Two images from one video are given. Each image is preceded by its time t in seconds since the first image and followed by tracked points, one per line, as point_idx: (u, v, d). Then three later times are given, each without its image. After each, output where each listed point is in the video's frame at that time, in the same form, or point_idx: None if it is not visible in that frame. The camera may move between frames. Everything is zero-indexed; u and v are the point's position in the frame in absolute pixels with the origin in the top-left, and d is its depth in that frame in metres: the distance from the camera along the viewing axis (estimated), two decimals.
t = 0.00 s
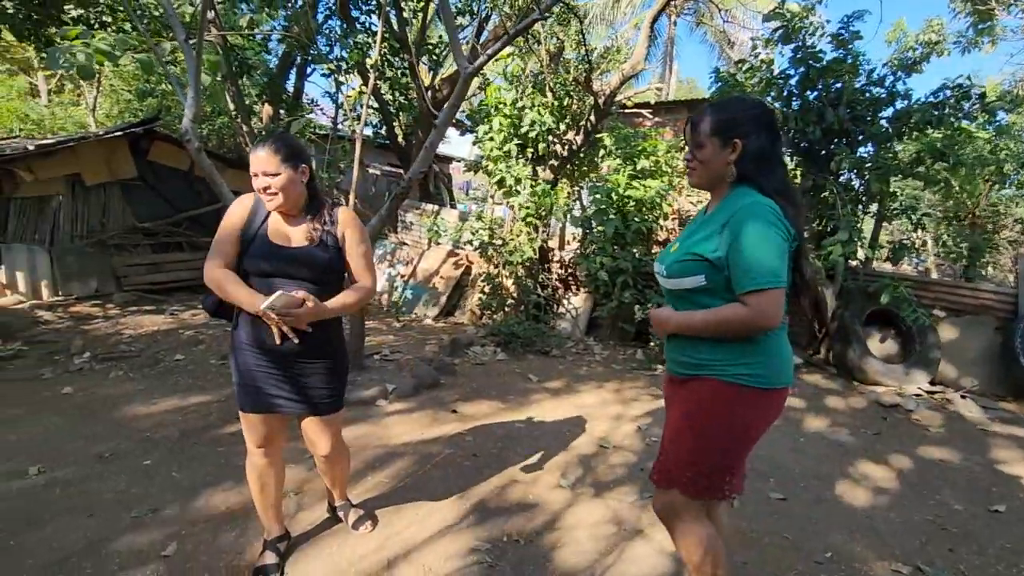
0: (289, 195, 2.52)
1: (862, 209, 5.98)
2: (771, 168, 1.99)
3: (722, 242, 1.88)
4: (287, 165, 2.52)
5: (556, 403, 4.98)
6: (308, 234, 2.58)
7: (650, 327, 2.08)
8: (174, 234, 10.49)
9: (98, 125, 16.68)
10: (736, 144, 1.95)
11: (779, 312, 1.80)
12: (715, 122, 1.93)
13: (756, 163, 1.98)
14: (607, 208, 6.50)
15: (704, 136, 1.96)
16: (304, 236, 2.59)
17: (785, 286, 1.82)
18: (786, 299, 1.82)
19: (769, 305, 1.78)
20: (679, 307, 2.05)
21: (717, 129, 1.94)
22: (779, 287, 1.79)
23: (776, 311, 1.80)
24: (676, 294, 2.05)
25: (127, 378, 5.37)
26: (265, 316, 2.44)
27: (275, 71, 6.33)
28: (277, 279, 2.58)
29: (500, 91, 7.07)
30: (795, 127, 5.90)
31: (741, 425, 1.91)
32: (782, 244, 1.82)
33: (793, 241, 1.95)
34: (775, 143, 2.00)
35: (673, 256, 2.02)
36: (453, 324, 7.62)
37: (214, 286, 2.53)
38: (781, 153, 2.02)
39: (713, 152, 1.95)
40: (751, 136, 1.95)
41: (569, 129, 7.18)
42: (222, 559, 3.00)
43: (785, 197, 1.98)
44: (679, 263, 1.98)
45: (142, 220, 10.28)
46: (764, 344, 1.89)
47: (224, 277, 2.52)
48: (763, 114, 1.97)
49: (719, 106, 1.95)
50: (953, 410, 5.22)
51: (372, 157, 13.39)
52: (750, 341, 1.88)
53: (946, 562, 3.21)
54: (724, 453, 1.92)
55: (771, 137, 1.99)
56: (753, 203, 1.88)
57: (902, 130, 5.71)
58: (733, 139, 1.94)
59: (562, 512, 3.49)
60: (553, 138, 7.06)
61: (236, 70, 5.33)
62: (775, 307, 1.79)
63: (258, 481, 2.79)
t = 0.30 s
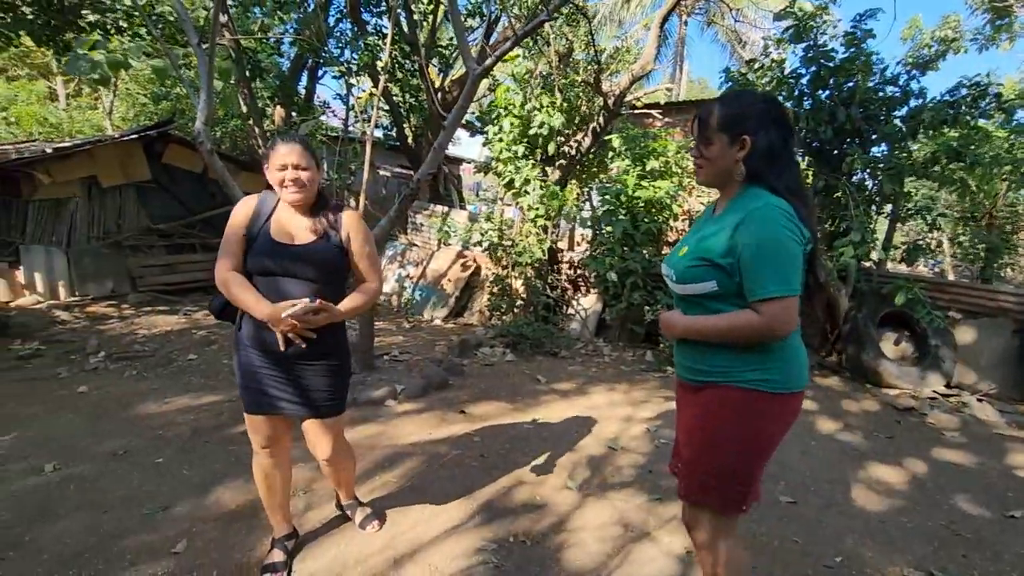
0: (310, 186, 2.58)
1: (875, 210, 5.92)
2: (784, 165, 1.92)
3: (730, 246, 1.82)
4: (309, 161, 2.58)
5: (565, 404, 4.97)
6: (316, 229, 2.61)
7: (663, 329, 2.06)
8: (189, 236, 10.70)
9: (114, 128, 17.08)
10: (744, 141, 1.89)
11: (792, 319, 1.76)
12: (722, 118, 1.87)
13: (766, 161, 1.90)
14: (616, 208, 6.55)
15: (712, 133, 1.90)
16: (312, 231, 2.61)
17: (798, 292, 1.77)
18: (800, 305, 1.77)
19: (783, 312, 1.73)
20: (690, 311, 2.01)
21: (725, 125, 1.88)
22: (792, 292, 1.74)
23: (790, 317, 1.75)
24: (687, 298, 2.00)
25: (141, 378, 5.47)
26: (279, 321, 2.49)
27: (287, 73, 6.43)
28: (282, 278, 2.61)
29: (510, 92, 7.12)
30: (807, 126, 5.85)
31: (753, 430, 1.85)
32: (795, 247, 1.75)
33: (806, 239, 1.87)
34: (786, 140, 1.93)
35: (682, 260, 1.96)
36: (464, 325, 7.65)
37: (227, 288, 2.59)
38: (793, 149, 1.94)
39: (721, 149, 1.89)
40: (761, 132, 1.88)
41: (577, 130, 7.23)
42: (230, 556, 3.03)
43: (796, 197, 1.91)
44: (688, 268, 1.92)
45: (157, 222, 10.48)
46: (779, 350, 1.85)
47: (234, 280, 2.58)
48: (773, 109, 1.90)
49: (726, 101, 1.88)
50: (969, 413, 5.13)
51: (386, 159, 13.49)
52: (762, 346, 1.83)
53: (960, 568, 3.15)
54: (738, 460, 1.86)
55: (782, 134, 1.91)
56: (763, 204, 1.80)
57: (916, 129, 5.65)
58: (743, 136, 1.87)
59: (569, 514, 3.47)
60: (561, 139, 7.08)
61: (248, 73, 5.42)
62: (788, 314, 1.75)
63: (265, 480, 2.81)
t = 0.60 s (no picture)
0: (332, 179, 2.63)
1: (887, 210, 5.87)
2: (806, 157, 1.78)
3: (749, 246, 1.68)
4: (326, 157, 2.62)
5: (572, 406, 4.97)
6: (328, 225, 2.63)
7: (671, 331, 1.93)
8: (199, 237, 10.91)
9: (127, 132, 17.35)
10: (761, 132, 1.76)
11: (816, 326, 1.62)
12: (736, 109, 1.76)
13: (788, 152, 1.77)
14: (624, 210, 6.56)
15: (726, 125, 1.79)
16: (325, 227, 2.64)
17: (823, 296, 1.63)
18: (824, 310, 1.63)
19: (807, 319, 1.60)
20: (702, 314, 1.88)
21: (740, 115, 1.77)
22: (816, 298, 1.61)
23: (814, 325, 1.62)
24: (701, 301, 1.87)
25: (153, 377, 5.55)
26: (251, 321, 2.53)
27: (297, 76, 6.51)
28: (285, 279, 2.61)
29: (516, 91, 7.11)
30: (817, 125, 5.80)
31: (765, 439, 1.72)
32: (821, 249, 1.62)
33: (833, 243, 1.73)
34: (809, 130, 1.79)
35: (696, 259, 1.82)
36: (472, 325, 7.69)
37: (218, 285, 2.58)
38: (815, 140, 1.80)
39: (735, 141, 1.78)
40: (779, 123, 1.75)
41: (585, 131, 7.22)
42: (237, 556, 3.05)
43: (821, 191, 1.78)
44: (703, 267, 1.79)
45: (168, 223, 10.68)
46: (797, 357, 1.72)
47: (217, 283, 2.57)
48: (793, 98, 1.77)
49: (740, 92, 1.78)
50: (983, 416, 5.07)
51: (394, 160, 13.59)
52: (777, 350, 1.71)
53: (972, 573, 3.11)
54: (751, 472, 1.75)
55: (803, 124, 1.78)
56: (788, 204, 1.67)
57: (927, 127, 5.62)
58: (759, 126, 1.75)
59: (575, 515, 3.46)
60: (568, 139, 7.10)
61: (259, 76, 5.50)
62: (811, 320, 1.61)
63: (270, 481, 2.82)
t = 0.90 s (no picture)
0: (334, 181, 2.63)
1: (895, 209, 5.83)
2: (832, 151, 1.69)
3: (768, 246, 1.62)
4: (327, 158, 2.63)
5: (578, 406, 4.97)
6: (335, 228, 2.64)
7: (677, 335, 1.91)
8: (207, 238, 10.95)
9: (136, 134, 17.58)
10: (785, 126, 1.67)
11: (837, 333, 1.55)
12: (759, 101, 1.68)
13: (813, 147, 1.68)
14: (630, 210, 6.51)
15: (746, 118, 1.72)
16: (331, 230, 2.65)
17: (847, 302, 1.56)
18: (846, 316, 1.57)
19: (827, 324, 1.53)
20: (716, 318, 1.82)
21: (762, 108, 1.69)
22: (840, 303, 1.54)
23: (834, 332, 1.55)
24: (713, 304, 1.81)
25: (161, 377, 5.60)
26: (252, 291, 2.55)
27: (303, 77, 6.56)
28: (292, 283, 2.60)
29: (522, 91, 7.14)
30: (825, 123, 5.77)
31: (774, 447, 1.70)
32: (846, 251, 1.54)
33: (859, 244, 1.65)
34: (835, 123, 1.71)
35: (711, 259, 1.77)
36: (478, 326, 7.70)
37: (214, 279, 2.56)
38: (840, 135, 1.72)
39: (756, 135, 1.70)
40: (803, 116, 1.66)
41: (590, 131, 7.22)
42: (244, 555, 3.06)
43: (846, 188, 1.70)
44: (718, 267, 1.73)
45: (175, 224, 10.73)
46: (813, 364, 1.67)
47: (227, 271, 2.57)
48: (819, 89, 1.69)
49: (761, 83, 1.70)
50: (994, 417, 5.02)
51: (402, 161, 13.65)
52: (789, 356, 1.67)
53: None
54: (759, 477, 1.74)
55: (828, 117, 1.69)
56: (811, 201, 1.59)
57: (937, 125, 5.57)
58: (782, 120, 1.67)
59: (581, 516, 3.45)
60: (575, 139, 7.11)
61: (265, 78, 5.55)
62: (831, 327, 1.54)
63: (276, 481, 2.82)
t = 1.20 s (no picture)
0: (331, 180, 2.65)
1: (903, 206, 5.79)
2: (850, 146, 1.67)
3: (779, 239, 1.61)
4: (322, 159, 2.65)
5: (582, 405, 4.96)
6: (334, 225, 2.66)
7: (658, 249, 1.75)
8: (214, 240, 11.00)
9: (142, 136, 17.72)
10: (800, 121, 1.65)
11: (818, 325, 1.50)
12: (772, 96, 1.66)
13: (830, 142, 1.65)
14: (634, 209, 6.51)
15: (759, 113, 1.69)
16: (331, 228, 2.66)
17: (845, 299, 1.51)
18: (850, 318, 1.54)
19: (811, 307, 1.48)
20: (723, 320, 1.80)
21: (775, 103, 1.66)
22: (837, 297, 1.50)
23: (821, 321, 1.50)
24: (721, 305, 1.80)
25: (167, 378, 5.64)
26: (302, 301, 2.48)
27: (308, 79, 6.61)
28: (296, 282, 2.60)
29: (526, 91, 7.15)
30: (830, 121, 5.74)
31: (774, 449, 1.69)
32: (854, 249, 1.51)
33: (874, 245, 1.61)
34: (852, 116, 1.67)
35: (725, 256, 1.76)
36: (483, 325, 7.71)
37: (224, 283, 2.54)
38: (858, 130, 1.68)
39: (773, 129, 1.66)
40: (818, 111, 1.63)
41: (595, 130, 7.22)
42: (249, 554, 3.07)
43: (863, 184, 1.67)
44: (731, 264, 1.72)
45: (182, 226, 10.79)
46: (819, 370, 1.65)
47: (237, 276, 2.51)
48: (833, 82, 1.65)
49: (773, 78, 1.68)
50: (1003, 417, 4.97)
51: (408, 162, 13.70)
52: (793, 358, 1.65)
53: None
54: (759, 478, 1.73)
55: (845, 110, 1.66)
56: (824, 195, 1.58)
57: (944, 122, 5.54)
58: (796, 114, 1.64)
59: (584, 516, 3.44)
60: (579, 138, 7.12)
61: (270, 80, 5.59)
62: (815, 317, 1.49)
63: (279, 481, 2.83)
